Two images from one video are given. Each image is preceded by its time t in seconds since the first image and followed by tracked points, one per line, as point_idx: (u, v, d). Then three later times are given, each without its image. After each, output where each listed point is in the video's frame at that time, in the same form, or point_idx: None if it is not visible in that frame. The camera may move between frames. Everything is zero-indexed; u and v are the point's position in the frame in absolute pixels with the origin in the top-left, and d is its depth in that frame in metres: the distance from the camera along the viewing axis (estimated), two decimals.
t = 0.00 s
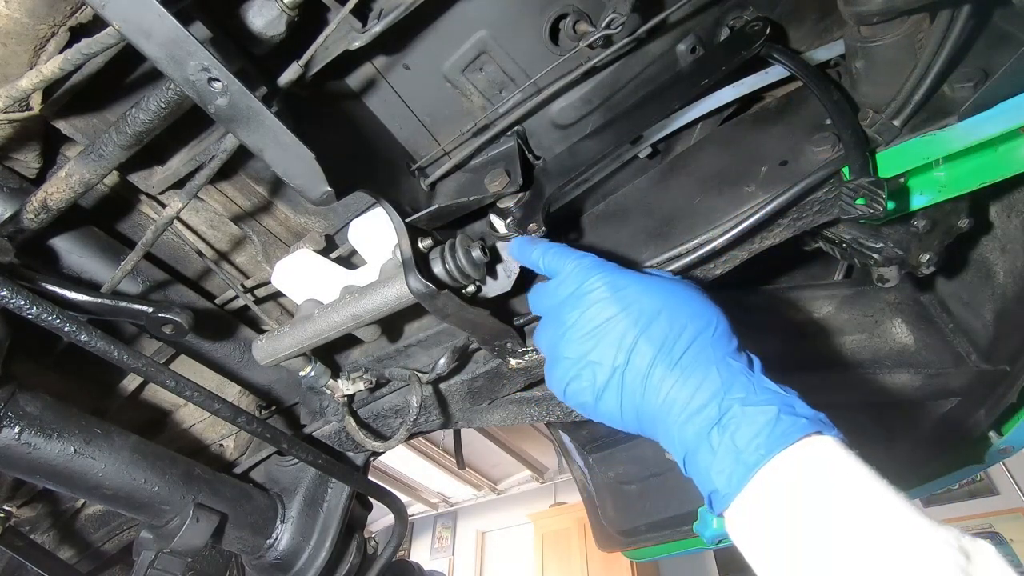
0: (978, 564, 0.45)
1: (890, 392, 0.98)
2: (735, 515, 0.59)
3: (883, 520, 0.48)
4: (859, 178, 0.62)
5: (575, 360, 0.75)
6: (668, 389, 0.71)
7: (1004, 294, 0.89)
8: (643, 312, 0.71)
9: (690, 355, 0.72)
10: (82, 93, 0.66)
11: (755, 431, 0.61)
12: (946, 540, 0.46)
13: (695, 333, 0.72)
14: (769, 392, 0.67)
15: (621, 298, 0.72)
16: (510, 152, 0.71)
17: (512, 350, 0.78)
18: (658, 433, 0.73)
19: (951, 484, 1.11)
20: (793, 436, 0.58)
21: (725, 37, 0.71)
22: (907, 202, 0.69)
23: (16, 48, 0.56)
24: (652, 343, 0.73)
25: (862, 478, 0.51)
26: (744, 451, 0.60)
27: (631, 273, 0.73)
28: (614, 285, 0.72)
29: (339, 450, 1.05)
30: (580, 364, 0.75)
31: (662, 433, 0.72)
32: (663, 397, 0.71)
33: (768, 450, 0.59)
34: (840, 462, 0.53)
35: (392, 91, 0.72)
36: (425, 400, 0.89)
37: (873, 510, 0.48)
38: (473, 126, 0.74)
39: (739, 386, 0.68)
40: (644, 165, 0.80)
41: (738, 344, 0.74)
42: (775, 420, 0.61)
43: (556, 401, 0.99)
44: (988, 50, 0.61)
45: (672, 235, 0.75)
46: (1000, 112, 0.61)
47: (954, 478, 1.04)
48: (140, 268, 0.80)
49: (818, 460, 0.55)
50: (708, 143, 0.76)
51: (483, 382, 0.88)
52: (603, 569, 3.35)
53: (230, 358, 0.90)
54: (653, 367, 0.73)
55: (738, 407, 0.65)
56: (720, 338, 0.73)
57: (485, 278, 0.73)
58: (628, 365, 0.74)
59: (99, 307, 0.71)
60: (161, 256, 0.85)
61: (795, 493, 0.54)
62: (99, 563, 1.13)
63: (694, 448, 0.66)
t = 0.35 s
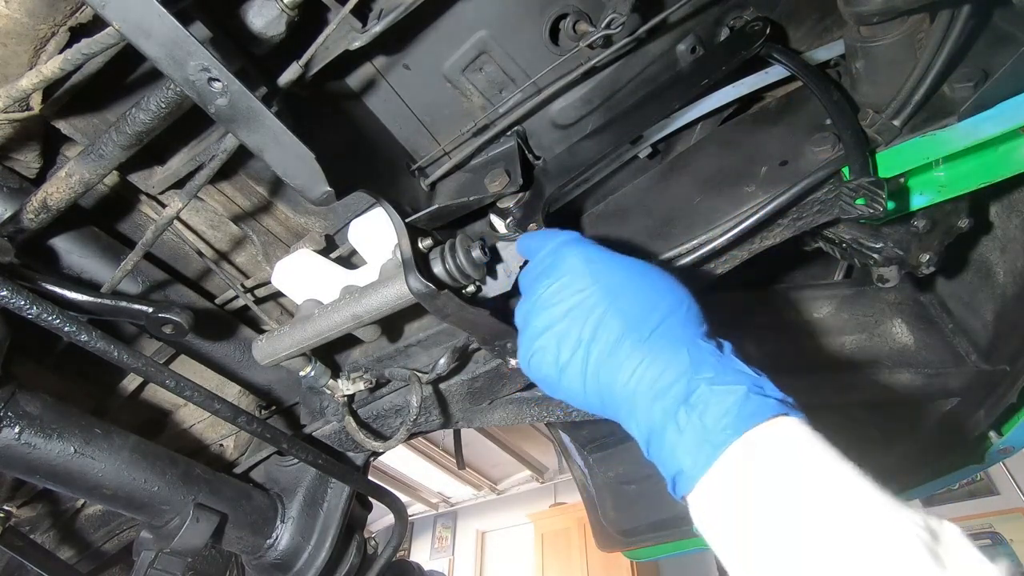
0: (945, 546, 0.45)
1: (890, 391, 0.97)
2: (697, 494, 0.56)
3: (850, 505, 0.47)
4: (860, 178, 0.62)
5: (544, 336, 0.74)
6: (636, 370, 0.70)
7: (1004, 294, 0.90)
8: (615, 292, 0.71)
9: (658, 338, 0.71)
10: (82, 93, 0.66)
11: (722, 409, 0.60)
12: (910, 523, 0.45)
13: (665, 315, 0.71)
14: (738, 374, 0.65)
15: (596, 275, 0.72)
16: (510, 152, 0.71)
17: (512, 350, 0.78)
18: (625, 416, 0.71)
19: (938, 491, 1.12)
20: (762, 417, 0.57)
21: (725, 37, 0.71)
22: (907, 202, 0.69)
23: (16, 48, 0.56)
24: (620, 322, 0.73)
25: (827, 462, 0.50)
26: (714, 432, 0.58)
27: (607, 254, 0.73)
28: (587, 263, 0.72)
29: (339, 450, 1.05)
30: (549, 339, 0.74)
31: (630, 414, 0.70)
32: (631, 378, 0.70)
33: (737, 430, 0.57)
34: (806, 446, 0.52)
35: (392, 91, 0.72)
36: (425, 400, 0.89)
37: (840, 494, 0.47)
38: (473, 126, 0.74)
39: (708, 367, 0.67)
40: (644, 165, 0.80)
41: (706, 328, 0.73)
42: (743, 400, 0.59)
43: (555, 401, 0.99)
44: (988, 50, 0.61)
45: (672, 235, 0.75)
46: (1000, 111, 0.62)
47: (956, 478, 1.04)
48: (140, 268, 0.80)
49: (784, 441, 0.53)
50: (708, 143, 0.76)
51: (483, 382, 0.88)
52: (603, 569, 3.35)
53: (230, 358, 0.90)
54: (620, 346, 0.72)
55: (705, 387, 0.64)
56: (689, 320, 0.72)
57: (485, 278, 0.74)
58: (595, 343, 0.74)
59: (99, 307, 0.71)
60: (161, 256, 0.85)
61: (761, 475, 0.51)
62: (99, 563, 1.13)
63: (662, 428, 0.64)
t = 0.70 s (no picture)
0: (871, 517, 0.44)
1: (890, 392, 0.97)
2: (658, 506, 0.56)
3: (788, 488, 0.47)
4: (860, 178, 0.62)
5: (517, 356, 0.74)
6: (599, 378, 0.71)
7: (1004, 294, 0.90)
8: (569, 303, 0.72)
9: (615, 339, 0.72)
10: (82, 92, 0.66)
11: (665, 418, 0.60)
12: (840, 498, 0.45)
13: (616, 315, 0.71)
14: (681, 372, 0.66)
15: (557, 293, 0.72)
16: (510, 152, 0.71)
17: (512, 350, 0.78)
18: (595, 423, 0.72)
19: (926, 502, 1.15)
20: (694, 420, 0.57)
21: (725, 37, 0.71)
22: (907, 202, 0.69)
23: (16, 48, 0.55)
24: (583, 330, 0.73)
25: (768, 451, 0.50)
26: (657, 440, 0.59)
27: (563, 269, 0.73)
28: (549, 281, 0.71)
29: (339, 450, 1.05)
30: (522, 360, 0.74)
31: (599, 423, 0.71)
32: (596, 384, 0.71)
33: (673, 437, 0.57)
34: (746, 436, 0.52)
35: (392, 91, 0.72)
36: (425, 400, 0.89)
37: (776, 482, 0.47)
38: (473, 126, 0.74)
39: (656, 370, 0.67)
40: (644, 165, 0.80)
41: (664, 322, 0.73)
42: (680, 404, 0.60)
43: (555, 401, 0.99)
44: (988, 50, 0.61)
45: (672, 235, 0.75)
46: (1000, 112, 0.62)
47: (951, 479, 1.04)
48: (140, 268, 0.80)
49: (723, 433, 0.53)
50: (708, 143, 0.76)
51: (483, 382, 0.88)
52: (603, 569, 3.35)
53: (230, 358, 0.90)
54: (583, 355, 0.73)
55: (647, 394, 0.64)
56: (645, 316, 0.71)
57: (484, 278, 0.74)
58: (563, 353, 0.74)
59: (99, 307, 0.71)
60: (161, 256, 0.85)
61: (708, 468, 0.51)
62: (99, 563, 1.13)
63: (622, 438, 0.65)
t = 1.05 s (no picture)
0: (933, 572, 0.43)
1: (890, 392, 0.97)
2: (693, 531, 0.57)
3: (838, 527, 0.47)
4: (860, 178, 0.62)
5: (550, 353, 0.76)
6: (635, 392, 0.71)
7: (1004, 294, 0.90)
8: (609, 311, 0.73)
9: (654, 356, 0.72)
10: (83, 92, 0.66)
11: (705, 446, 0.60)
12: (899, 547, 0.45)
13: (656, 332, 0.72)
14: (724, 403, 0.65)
15: (598, 301, 0.72)
16: (510, 152, 0.71)
17: (512, 350, 0.79)
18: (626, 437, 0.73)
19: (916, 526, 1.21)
20: (738, 454, 0.57)
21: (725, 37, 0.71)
22: (907, 202, 0.69)
23: (16, 48, 0.55)
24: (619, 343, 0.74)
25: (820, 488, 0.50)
26: (696, 471, 0.59)
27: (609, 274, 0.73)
28: (596, 289, 0.71)
29: (339, 450, 1.05)
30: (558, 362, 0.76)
31: (630, 440, 0.71)
32: (631, 402, 0.71)
33: (712, 470, 0.57)
34: (794, 470, 0.52)
35: (392, 91, 0.72)
36: (425, 400, 0.89)
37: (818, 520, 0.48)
38: (473, 126, 0.74)
39: (695, 397, 0.66)
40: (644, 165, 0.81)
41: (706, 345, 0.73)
42: (722, 436, 0.59)
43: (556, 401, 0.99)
44: (988, 50, 0.61)
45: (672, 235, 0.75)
46: (1001, 111, 0.62)
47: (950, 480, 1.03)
48: (140, 268, 0.80)
49: (771, 466, 0.53)
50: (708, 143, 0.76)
51: (483, 382, 0.88)
52: (603, 569, 3.35)
53: (231, 358, 0.90)
54: (622, 366, 0.73)
55: (688, 421, 0.64)
56: (687, 336, 0.72)
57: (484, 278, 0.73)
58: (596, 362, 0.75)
59: (99, 307, 0.71)
60: (161, 255, 0.85)
61: (751, 499, 0.52)
62: (98, 563, 1.13)
63: (656, 462, 0.66)
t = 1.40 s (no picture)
0: None
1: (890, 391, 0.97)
2: None
3: None
4: (860, 177, 0.62)
5: (675, 335, 0.66)
6: (794, 373, 0.65)
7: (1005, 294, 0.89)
8: (792, 290, 0.65)
9: (845, 325, 0.65)
10: (83, 92, 0.66)
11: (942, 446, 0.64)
12: None
13: (836, 268, 0.65)
14: (982, 408, 0.64)
15: (734, 256, 0.65)
16: (510, 152, 0.71)
17: (512, 350, 0.78)
18: (815, 442, 0.70)
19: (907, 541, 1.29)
20: None
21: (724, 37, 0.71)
22: (907, 202, 0.69)
23: (16, 48, 0.56)
24: (818, 328, 0.65)
25: None
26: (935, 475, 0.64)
27: (747, 201, 0.65)
28: (735, 233, 0.65)
29: (339, 450, 1.05)
30: (680, 346, 0.66)
31: (813, 435, 0.69)
32: (819, 401, 0.66)
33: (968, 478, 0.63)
34: None
35: (392, 91, 0.72)
36: (425, 401, 0.89)
37: None
38: (473, 126, 0.74)
39: (917, 379, 0.64)
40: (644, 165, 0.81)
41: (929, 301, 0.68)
42: (962, 445, 0.64)
43: (556, 402, 0.99)
44: (987, 50, 0.61)
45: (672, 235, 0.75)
46: (1000, 112, 0.61)
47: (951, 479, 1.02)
48: (140, 268, 0.80)
49: None
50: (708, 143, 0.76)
51: (483, 382, 0.88)
52: (603, 569, 3.36)
53: (231, 358, 0.90)
54: (792, 355, 0.65)
55: (932, 422, 0.64)
56: (910, 312, 0.66)
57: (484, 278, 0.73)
58: (754, 354, 0.66)
59: (99, 307, 0.71)
60: (161, 255, 0.85)
61: None
62: (99, 562, 1.13)
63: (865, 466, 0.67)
